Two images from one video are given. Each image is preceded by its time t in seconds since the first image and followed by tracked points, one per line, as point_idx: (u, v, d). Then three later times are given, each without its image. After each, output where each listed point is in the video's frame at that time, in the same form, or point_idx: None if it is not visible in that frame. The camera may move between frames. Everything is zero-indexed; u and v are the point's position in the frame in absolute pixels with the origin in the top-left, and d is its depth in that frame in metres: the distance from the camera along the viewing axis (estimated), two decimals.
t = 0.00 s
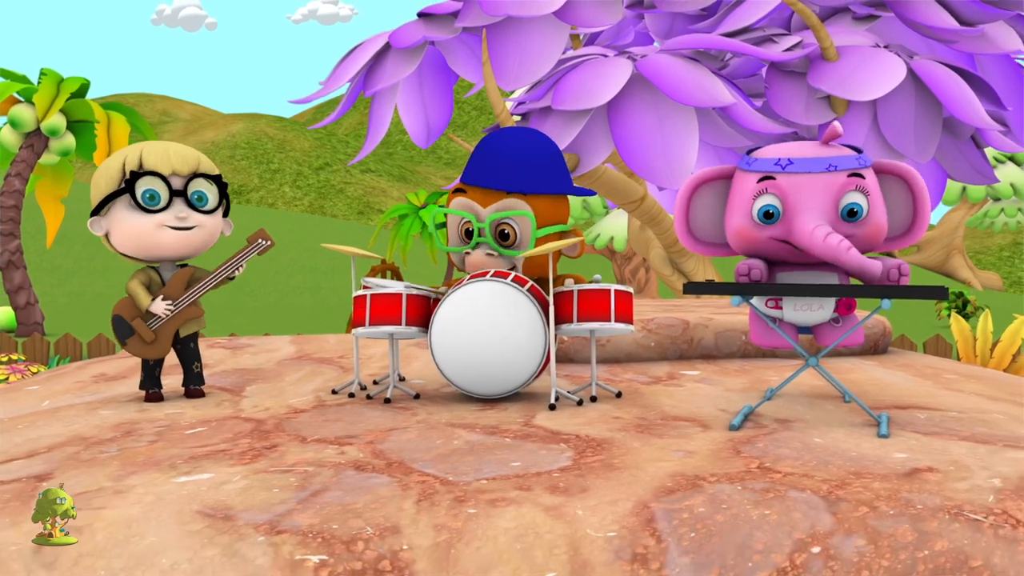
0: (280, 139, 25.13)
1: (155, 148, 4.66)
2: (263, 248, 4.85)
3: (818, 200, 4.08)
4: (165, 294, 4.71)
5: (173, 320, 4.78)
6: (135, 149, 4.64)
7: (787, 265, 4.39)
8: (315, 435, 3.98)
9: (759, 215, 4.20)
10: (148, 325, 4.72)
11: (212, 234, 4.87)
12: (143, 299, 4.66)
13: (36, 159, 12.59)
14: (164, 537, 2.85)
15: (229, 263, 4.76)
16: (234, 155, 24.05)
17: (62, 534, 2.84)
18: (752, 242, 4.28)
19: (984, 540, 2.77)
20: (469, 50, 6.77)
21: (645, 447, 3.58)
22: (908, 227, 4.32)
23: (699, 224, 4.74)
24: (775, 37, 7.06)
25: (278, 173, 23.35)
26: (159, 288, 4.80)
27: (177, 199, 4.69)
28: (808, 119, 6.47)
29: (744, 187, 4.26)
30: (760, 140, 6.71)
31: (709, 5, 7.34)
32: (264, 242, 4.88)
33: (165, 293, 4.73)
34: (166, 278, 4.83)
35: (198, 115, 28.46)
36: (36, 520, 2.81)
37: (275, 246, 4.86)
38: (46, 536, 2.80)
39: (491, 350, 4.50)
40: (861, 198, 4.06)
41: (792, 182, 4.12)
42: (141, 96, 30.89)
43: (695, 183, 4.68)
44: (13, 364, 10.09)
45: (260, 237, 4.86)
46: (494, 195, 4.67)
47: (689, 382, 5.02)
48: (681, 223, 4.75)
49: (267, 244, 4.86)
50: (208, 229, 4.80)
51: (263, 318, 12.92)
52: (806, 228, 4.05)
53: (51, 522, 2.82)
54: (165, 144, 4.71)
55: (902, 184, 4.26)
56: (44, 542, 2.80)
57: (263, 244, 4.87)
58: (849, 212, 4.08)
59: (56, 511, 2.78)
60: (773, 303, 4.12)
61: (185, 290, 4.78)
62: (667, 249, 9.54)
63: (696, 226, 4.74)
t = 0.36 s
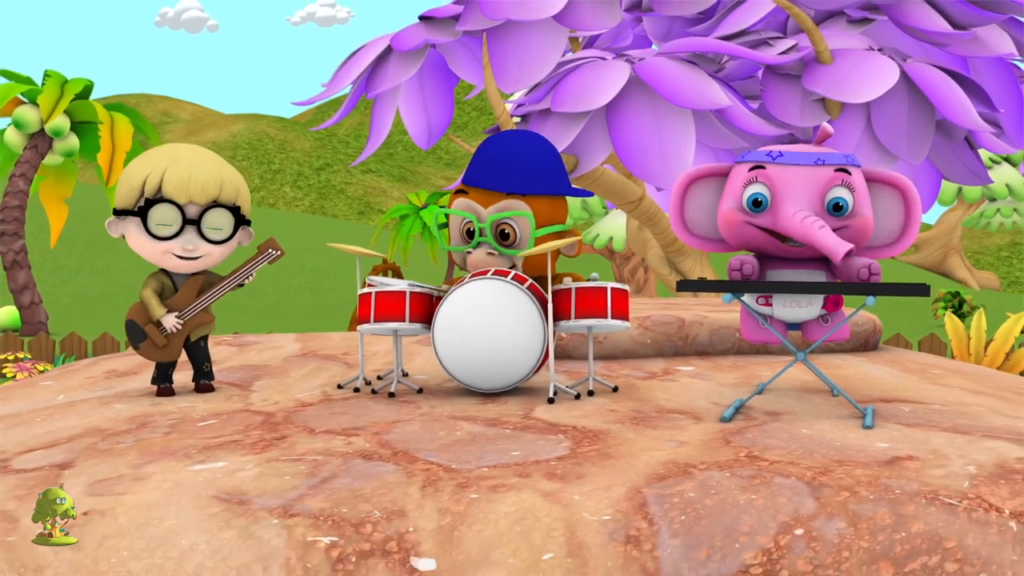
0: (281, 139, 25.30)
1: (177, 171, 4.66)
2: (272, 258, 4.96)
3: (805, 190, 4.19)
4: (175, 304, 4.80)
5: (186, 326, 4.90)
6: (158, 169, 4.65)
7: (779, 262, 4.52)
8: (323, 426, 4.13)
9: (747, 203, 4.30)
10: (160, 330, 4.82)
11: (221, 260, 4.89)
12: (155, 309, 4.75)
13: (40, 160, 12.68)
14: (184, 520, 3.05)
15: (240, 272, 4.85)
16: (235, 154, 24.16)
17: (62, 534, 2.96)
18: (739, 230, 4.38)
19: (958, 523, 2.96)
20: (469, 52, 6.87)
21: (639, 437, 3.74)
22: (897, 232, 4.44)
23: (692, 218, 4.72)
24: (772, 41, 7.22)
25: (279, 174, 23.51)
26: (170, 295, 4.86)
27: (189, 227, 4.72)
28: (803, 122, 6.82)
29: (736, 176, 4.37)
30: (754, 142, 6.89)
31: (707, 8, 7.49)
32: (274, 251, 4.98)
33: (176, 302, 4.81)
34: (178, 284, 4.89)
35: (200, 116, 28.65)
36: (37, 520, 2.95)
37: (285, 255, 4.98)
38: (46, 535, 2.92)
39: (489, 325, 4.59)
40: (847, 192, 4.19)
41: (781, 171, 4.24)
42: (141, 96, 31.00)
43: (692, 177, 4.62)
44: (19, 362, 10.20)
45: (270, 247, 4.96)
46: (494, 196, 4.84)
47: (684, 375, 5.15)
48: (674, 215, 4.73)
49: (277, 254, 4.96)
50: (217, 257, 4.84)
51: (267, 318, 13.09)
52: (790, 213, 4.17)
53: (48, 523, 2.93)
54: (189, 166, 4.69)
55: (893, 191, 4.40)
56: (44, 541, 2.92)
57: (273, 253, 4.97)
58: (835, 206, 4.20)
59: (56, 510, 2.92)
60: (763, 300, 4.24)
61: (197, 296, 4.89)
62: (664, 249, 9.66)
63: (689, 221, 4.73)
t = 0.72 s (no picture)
0: (283, 141, 25.48)
1: (185, 157, 4.87)
2: (279, 249, 5.11)
3: (787, 189, 4.38)
4: (188, 293, 4.90)
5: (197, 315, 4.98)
6: (165, 156, 4.85)
7: (767, 259, 4.69)
8: (330, 416, 4.27)
9: (732, 198, 4.50)
10: (173, 320, 4.92)
11: (235, 239, 5.07)
12: (168, 297, 4.86)
13: (46, 161, 12.86)
14: (202, 502, 3.24)
15: (249, 262, 4.94)
16: (237, 156, 24.34)
17: (62, 534, 3.10)
18: (725, 223, 4.57)
19: (933, 504, 3.16)
20: (470, 55, 7.08)
21: (633, 426, 3.91)
22: (888, 241, 4.57)
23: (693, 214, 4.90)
24: (766, 44, 7.38)
25: (280, 175, 23.69)
26: (183, 287, 4.98)
27: (201, 208, 4.90)
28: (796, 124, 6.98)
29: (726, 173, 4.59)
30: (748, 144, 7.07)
31: (703, 13, 7.66)
32: (281, 242, 5.15)
33: (189, 291, 4.92)
34: (189, 276, 5.01)
35: (202, 118, 28.86)
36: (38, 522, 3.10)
37: (292, 247, 5.13)
38: (46, 536, 3.07)
39: (475, 325, 4.75)
40: (827, 194, 4.35)
41: (766, 168, 4.43)
42: (144, 99, 31.15)
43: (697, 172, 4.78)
44: (28, 360, 10.37)
45: (277, 240, 5.13)
46: (477, 197, 5.00)
47: (679, 369, 5.30)
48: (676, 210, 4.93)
49: (284, 245, 5.13)
50: (230, 235, 5.01)
51: (270, 318, 13.32)
52: (765, 207, 4.35)
53: (49, 524, 3.08)
54: (195, 153, 4.91)
55: (882, 199, 4.53)
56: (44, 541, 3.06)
57: (279, 246, 5.14)
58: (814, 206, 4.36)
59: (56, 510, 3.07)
60: (753, 296, 4.40)
61: (207, 287, 4.97)
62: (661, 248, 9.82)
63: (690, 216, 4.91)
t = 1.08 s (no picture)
0: (286, 143, 25.70)
1: (201, 162, 4.96)
2: (288, 249, 5.27)
3: (775, 196, 4.58)
4: (201, 292, 5.08)
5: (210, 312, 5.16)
6: (182, 162, 4.94)
7: (755, 258, 4.91)
8: (338, 405, 4.46)
9: (723, 204, 4.72)
10: (187, 317, 5.10)
11: (247, 242, 5.18)
12: (182, 296, 5.05)
13: (54, 163, 13.05)
14: (220, 482, 3.45)
15: (259, 263, 5.11)
16: (241, 158, 24.55)
17: (61, 535, 3.28)
18: (716, 227, 4.80)
19: (907, 484, 3.37)
20: (471, 60, 7.30)
21: (626, 414, 4.11)
22: (869, 238, 4.78)
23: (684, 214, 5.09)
24: (759, 49, 7.58)
25: (283, 177, 23.90)
26: (196, 284, 5.17)
27: (214, 214, 5.00)
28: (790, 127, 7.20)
29: (715, 180, 4.78)
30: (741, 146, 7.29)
31: (698, 18, 7.88)
32: (290, 243, 5.30)
33: (203, 289, 5.09)
34: (202, 274, 5.18)
35: (205, 120, 29.11)
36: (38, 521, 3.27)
37: (301, 247, 5.30)
38: (46, 536, 3.25)
39: (478, 326, 4.94)
40: (811, 200, 4.57)
41: (754, 176, 4.63)
42: (148, 101, 31.37)
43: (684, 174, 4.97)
44: (38, 358, 10.57)
45: (286, 239, 5.29)
46: (501, 183, 5.22)
47: (672, 362, 5.50)
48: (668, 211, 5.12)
49: (293, 245, 5.29)
50: (242, 240, 5.12)
51: (274, 318, 13.55)
52: (755, 217, 4.57)
53: (47, 525, 3.26)
54: (210, 159, 5.00)
55: (863, 197, 4.74)
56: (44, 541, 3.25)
57: (289, 245, 5.30)
58: (800, 211, 4.58)
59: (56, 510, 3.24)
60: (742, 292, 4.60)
61: (220, 285, 5.14)
62: (658, 247, 10.00)
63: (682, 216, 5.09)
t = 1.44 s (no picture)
0: (289, 146, 25.97)
1: (217, 167, 5.15)
2: (298, 250, 5.47)
3: (767, 199, 4.80)
4: (214, 290, 5.29)
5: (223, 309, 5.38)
6: (199, 167, 5.13)
7: (744, 254, 5.14)
8: (347, 393, 4.70)
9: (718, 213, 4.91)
10: (201, 313, 5.33)
11: (258, 245, 5.37)
12: (197, 293, 5.26)
13: (63, 166, 13.29)
14: (239, 462, 3.68)
15: (270, 263, 5.33)
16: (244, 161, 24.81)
17: (62, 535, 3.42)
18: (715, 236, 5.00)
19: (882, 463, 3.61)
20: (473, 65, 7.57)
21: (620, 401, 4.34)
22: (846, 219, 5.06)
23: (670, 224, 5.29)
24: (751, 55, 7.81)
25: (286, 180, 24.17)
26: (211, 282, 5.38)
27: (228, 218, 5.19)
28: (781, 130, 7.44)
29: (703, 192, 4.96)
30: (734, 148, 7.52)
31: (693, 25, 8.12)
32: (300, 244, 5.50)
33: (216, 288, 5.31)
34: (216, 272, 5.39)
35: (210, 124, 29.41)
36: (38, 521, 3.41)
37: (311, 248, 5.49)
38: (46, 536, 3.39)
39: (488, 330, 5.19)
40: (801, 195, 4.78)
41: (743, 184, 4.83)
42: (152, 105, 31.65)
43: (664, 188, 5.17)
44: (50, 355, 10.82)
45: (296, 241, 5.49)
46: (508, 183, 5.39)
47: (665, 354, 5.73)
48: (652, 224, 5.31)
49: (303, 247, 5.49)
50: (253, 244, 5.32)
51: (279, 318, 13.80)
52: (756, 223, 4.78)
53: (48, 525, 3.40)
54: (227, 164, 5.19)
55: (836, 181, 5.01)
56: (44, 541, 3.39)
57: (299, 247, 5.50)
58: (792, 208, 4.80)
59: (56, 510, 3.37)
60: (731, 286, 4.82)
61: (233, 283, 5.36)
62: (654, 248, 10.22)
63: (667, 226, 5.29)
